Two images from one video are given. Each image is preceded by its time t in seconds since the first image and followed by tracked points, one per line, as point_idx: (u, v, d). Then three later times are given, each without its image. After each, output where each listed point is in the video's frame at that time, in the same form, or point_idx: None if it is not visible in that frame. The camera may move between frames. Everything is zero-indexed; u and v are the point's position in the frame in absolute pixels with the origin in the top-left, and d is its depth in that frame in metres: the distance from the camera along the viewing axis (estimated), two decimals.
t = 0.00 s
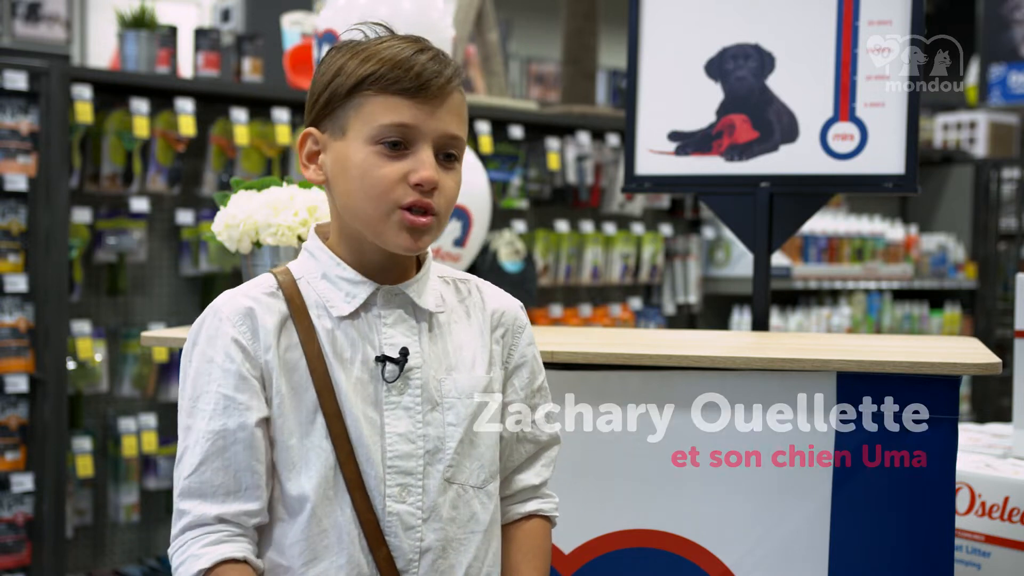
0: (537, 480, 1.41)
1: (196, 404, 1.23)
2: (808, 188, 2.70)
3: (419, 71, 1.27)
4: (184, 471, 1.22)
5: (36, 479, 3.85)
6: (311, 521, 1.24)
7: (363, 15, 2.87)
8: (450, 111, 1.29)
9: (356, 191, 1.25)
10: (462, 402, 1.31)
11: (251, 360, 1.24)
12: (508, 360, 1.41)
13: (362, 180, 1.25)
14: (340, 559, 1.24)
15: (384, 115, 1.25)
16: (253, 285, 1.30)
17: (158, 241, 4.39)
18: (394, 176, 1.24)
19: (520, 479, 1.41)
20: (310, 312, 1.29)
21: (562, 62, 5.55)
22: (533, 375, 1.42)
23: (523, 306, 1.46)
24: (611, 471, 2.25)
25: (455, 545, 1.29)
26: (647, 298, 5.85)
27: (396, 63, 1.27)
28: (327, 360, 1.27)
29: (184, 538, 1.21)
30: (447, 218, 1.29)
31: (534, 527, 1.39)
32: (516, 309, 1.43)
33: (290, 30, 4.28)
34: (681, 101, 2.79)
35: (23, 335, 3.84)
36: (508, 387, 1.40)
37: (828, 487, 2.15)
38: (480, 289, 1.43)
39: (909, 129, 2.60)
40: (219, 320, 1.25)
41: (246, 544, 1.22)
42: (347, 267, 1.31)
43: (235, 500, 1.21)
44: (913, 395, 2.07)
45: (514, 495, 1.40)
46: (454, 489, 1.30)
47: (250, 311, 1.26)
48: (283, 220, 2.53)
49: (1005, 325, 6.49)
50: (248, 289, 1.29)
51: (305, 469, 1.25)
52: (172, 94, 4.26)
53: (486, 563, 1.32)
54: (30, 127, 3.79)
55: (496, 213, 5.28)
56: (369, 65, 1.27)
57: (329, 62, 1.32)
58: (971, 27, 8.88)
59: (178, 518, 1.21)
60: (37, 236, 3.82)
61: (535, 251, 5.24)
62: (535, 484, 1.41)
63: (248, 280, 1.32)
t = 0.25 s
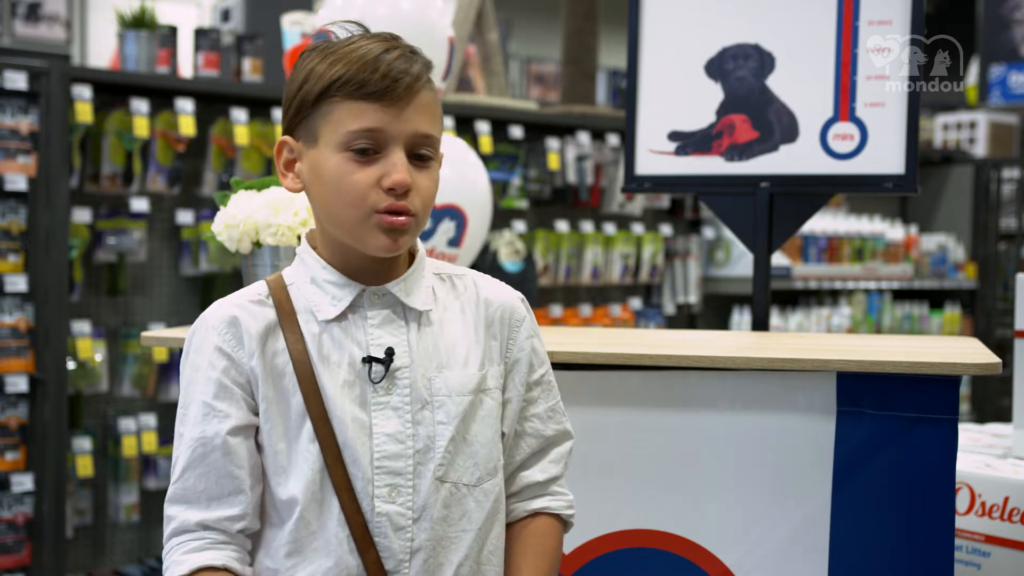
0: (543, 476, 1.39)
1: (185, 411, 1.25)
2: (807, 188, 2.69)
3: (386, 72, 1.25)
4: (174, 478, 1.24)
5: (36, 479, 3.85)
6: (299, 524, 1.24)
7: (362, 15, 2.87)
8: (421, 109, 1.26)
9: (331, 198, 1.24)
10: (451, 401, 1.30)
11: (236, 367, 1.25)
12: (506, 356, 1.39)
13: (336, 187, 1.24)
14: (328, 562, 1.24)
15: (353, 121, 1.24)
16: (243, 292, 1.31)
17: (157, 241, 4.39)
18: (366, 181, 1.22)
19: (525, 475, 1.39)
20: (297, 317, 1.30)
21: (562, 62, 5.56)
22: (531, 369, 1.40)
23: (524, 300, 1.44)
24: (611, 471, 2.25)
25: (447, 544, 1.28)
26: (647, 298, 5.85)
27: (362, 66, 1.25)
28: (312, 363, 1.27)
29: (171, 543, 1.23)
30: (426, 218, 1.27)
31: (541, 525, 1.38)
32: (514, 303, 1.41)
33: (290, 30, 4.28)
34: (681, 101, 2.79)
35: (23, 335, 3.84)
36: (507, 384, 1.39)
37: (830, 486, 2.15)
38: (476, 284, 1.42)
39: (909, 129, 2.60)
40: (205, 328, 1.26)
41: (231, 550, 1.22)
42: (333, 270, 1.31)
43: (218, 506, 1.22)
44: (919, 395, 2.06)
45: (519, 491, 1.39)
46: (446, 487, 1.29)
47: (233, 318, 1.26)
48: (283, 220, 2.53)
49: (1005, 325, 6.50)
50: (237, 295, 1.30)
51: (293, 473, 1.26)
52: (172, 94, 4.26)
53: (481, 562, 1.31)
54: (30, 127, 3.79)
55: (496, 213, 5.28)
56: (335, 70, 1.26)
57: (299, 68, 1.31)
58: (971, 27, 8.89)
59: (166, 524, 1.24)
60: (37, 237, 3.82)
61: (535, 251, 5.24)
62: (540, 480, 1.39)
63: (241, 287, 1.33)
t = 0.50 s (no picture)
0: (545, 475, 1.39)
1: (186, 416, 1.26)
2: (807, 188, 2.70)
3: (358, 66, 1.25)
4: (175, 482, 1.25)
5: (36, 479, 3.84)
6: (297, 527, 1.25)
7: (361, 14, 2.87)
8: (397, 100, 1.26)
9: (316, 199, 1.24)
10: (448, 402, 1.30)
11: (233, 372, 1.25)
12: (506, 353, 1.39)
13: (319, 186, 1.24)
14: (326, 565, 1.25)
15: (330, 119, 1.24)
16: (242, 295, 1.31)
17: (157, 241, 4.39)
18: (347, 177, 1.22)
19: (526, 474, 1.39)
20: (295, 320, 1.30)
21: (562, 61, 5.56)
22: (530, 368, 1.40)
23: (524, 298, 1.44)
24: (611, 471, 2.25)
25: (446, 546, 1.28)
26: (647, 298, 5.85)
27: (334, 62, 1.25)
28: (309, 365, 1.28)
29: (171, 549, 1.24)
30: (415, 211, 1.26)
31: (544, 524, 1.37)
32: (513, 301, 1.41)
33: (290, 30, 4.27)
34: (681, 101, 2.79)
35: (23, 335, 3.84)
36: (507, 383, 1.39)
37: (829, 486, 2.15)
38: (476, 282, 1.42)
39: (909, 129, 2.60)
40: (203, 332, 1.27)
41: (227, 563, 1.23)
42: (328, 272, 1.32)
43: (215, 512, 1.23)
44: (918, 395, 2.06)
45: (522, 490, 1.39)
46: (444, 489, 1.28)
47: (230, 323, 1.26)
48: (283, 221, 2.53)
49: (1005, 326, 6.50)
50: (235, 299, 1.30)
51: (292, 477, 1.26)
52: (172, 94, 4.26)
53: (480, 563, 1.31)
54: (30, 127, 3.79)
55: (496, 213, 5.28)
56: (308, 70, 1.26)
57: (278, 75, 1.32)
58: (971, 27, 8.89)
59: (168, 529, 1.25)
60: (37, 237, 3.82)
61: (535, 251, 5.24)
62: (542, 479, 1.39)
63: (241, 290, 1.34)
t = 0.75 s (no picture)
0: (543, 473, 1.39)
1: (192, 417, 1.25)
2: (807, 188, 2.70)
3: (358, 65, 1.25)
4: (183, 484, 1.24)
5: (36, 479, 3.84)
6: (307, 529, 1.24)
7: (360, 14, 2.87)
8: (398, 98, 1.26)
9: (321, 200, 1.24)
10: (456, 401, 1.30)
11: (241, 372, 1.24)
12: (509, 352, 1.39)
13: (324, 188, 1.23)
14: (336, 565, 1.24)
15: (332, 120, 1.24)
16: (246, 294, 1.30)
17: (157, 241, 4.39)
18: (352, 178, 1.22)
19: (524, 472, 1.39)
20: (301, 320, 1.29)
21: (562, 61, 5.56)
22: (532, 366, 1.40)
23: (524, 297, 1.44)
24: (612, 471, 2.26)
25: (454, 545, 1.28)
26: (647, 298, 5.85)
27: (334, 63, 1.25)
28: (318, 364, 1.27)
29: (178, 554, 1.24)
30: (420, 210, 1.26)
31: (541, 521, 1.37)
32: (515, 301, 1.41)
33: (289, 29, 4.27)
34: (681, 101, 2.79)
35: (23, 335, 3.83)
36: (509, 382, 1.39)
37: (830, 485, 2.14)
38: (477, 281, 1.42)
39: (909, 129, 2.60)
40: (209, 332, 1.26)
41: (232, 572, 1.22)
42: (333, 271, 1.31)
43: (221, 515, 1.22)
44: (917, 395, 2.06)
45: (519, 487, 1.39)
46: (452, 488, 1.28)
47: (238, 323, 1.25)
48: (283, 220, 2.53)
49: (1005, 326, 6.50)
50: (241, 298, 1.29)
51: (301, 477, 1.25)
52: (172, 94, 4.26)
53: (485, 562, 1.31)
54: (30, 127, 3.79)
55: (496, 213, 5.28)
56: (308, 72, 1.26)
57: (278, 78, 1.32)
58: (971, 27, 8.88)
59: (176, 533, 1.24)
60: (37, 237, 3.82)
61: (535, 251, 5.24)
62: (540, 477, 1.39)
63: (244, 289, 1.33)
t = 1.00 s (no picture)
0: (539, 476, 1.40)
1: (193, 412, 1.25)
2: (807, 188, 2.70)
3: (372, 63, 1.25)
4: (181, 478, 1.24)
5: (36, 479, 3.84)
6: (308, 528, 1.24)
7: (359, 14, 2.87)
8: (412, 97, 1.26)
9: (332, 197, 1.24)
10: (460, 403, 1.30)
11: (245, 369, 1.24)
12: (509, 356, 1.39)
13: (336, 185, 1.23)
14: (338, 565, 1.24)
15: (345, 116, 1.24)
16: (251, 291, 1.30)
17: (157, 241, 4.39)
18: (365, 175, 1.22)
19: (522, 475, 1.40)
20: (306, 319, 1.29)
21: (562, 61, 5.56)
22: (533, 371, 1.40)
23: (525, 301, 1.45)
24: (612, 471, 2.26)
25: (455, 546, 1.28)
26: (647, 298, 5.85)
27: (349, 60, 1.25)
28: (323, 364, 1.27)
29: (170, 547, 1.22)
30: (431, 208, 1.26)
31: (537, 523, 1.39)
32: (517, 305, 1.42)
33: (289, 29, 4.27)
34: (681, 101, 2.79)
35: (23, 335, 3.83)
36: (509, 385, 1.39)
37: (829, 485, 2.14)
38: (480, 285, 1.42)
39: (909, 129, 2.60)
40: (212, 328, 1.26)
41: (220, 564, 1.20)
42: (341, 271, 1.31)
43: (211, 507, 1.20)
44: (916, 395, 2.06)
45: (515, 490, 1.40)
46: (454, 490, 1.29)
47: (241, 320, 1.25)
48: (283, 220, 2.53)
49: (1005, 326, 6.50)
50: (245, 295, 1.29)
51: (302, 476, 1.25)
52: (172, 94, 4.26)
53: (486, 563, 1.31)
54: (30, 127, 3.79)
55: (496, 213, 5.28)
56: (322, 69, 1.26)
57: (290, 74, 1.31)
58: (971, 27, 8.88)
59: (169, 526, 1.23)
60: (37, 237, 3.82)
61: (535, 251, 5.24)
62: (536, 479, 1.40)
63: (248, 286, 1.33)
